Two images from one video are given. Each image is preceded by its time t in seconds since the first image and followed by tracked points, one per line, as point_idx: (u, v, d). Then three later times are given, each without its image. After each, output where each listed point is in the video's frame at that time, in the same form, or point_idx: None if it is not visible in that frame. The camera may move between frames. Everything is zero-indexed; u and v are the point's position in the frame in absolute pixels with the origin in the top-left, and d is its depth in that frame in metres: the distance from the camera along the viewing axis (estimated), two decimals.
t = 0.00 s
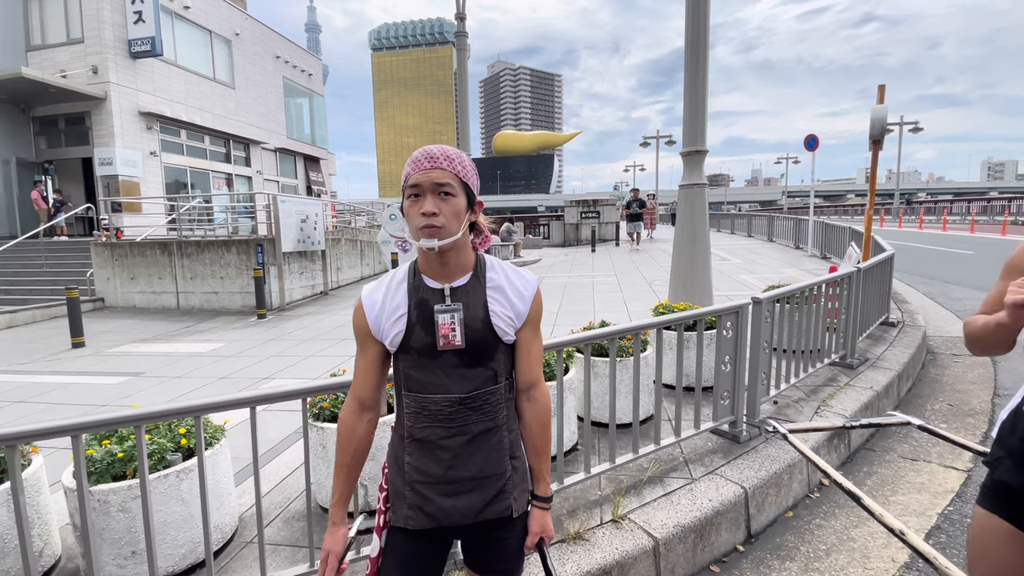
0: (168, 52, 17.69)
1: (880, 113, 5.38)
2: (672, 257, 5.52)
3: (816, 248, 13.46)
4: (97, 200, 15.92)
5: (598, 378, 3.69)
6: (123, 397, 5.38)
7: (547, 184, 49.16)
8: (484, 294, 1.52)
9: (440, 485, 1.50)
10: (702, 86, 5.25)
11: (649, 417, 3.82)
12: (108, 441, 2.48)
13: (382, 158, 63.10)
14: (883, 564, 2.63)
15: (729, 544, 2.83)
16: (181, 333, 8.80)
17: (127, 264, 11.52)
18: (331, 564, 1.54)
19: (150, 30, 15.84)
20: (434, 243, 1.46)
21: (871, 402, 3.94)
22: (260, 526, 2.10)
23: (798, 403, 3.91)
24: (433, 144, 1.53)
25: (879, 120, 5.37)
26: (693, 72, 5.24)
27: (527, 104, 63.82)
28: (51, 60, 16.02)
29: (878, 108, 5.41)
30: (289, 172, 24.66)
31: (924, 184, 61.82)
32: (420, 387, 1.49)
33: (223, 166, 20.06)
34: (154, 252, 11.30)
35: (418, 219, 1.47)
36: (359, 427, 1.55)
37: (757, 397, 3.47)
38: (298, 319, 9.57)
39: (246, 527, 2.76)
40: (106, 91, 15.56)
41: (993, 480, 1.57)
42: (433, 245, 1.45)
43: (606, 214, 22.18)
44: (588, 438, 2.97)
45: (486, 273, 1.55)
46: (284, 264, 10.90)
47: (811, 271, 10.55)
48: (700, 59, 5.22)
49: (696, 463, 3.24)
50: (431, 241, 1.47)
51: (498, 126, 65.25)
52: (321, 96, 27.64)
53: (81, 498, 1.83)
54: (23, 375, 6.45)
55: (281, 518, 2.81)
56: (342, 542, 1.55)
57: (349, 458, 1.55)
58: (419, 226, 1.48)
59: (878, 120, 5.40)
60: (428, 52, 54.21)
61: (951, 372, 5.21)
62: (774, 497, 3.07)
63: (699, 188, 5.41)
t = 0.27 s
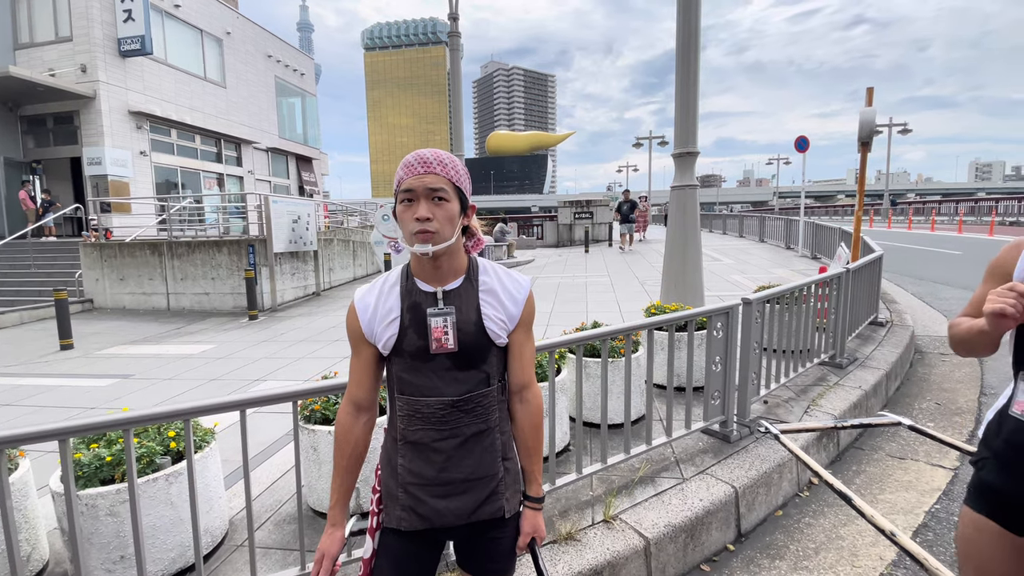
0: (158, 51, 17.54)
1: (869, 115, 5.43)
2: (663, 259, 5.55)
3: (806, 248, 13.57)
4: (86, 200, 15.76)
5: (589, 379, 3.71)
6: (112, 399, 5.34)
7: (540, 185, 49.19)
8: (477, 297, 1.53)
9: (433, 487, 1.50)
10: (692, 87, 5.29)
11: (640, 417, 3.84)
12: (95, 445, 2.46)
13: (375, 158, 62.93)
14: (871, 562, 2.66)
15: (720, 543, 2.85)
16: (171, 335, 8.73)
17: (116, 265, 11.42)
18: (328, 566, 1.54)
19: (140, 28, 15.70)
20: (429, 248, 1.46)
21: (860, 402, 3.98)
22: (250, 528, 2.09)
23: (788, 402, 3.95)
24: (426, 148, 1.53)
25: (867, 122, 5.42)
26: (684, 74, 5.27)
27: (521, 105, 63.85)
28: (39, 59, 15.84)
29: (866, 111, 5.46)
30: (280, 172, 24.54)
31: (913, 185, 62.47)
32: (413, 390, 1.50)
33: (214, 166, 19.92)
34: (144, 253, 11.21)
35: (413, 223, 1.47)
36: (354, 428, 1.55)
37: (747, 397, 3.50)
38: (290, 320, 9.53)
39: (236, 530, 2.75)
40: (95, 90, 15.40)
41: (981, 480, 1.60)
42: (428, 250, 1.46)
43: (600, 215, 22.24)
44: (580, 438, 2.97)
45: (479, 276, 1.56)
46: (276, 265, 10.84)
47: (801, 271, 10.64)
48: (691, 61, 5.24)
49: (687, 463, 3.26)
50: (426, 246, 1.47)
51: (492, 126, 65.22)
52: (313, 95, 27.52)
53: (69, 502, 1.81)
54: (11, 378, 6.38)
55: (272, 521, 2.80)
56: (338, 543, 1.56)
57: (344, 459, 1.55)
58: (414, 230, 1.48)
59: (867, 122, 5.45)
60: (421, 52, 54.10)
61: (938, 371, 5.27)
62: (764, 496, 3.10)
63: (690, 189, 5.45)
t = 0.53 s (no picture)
0: (148, 50, 17.39)
1: (859, 116, 5.47)
2: (656, 259, 5.57)
3: (798, 248, 13.65)
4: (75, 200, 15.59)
5: (582, 378, 3.71)
6: (101, 401, 5.28)
7: (534, 185, 49.23)
8: (471, 296, 1.52)
9: (427, 488, 1.49)
10: (685, 88, 5.30)
11: (633, 416, 3.85)
12: (83, 447, 2.44)
13: (368, 158, 62.73)
14: (862, 559, 2.67)
15: (713, 542, 2.86)
16: (161, 336, 8.65)
17: (105, 265, 11.31)
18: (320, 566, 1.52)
19: (129, 26, 15.55)
20: (426, 248, 1.46)
21: (851, 400, 4.01)
22: (241, 529, 2.08)
23: (780, 401, 3.97)
24: (423, 147, 1.52)
25: (858, 122, 5.46)
26: (677, 74, 5.29)
27: (514, 105, 63.86)
28: (27, 56, 15.65)
29: (857, 112, 5.50)
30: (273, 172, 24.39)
31: (902, 185, 63.06)
32: (407, 390, 1.49)
33: (205, 165, 19.77)
34: (133, 253, 11.11)
35: (410, 222, 1.46)
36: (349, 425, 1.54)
37: (739, 396, 3.52)
38: (282, 320, 9.47)
39: (227, 532, 2.73)
40: (84, 88, 15.24)
41: (968, 479, 1.61)
42: (424, 249, 1.45)
43: (593, 215, 22.28)
44: (574, 438, 2.97)
45: (474, 276, 1.55)
46: (268, 265, 10.77)
47: (793, 271, 10.70)
48: (683, 62, 5.26)
49: (680, 462, 3.27)
50: (422, 246, 1.46)
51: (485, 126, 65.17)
52: (305, 95, 27.39)
53: (56, 506, 1.79)
54: None
55: (263, 523, 2.78)
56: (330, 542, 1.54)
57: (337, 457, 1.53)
58: (411, 229, 1.47)
59: (857, 123, 5.50)
60: (414, 51, 53.97)
61: (928, 370, 5.32)
62: (756, 495, 3.11)
63: (683, 189, 5.46)
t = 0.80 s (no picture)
0: (139, 48, 17.25)
1: (850, 118, 5.51)
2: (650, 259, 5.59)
3: (790, 248, 13.74)
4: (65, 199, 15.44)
5: (576, 377, 3.72)
6: (91, 402, 5.24)
7: (528, 185, 49.24)
8: (467, 295, 1.52)
9: (422, 486, 1.49)
10: (678, 89, 5.33)
11: (627, 415, 3.86)
12: (73, 448, 2.41)
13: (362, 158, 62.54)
14: (853, 556, 2.70)
15: (706, 540, 2.88)
16: (153, 337, 8.58)
17: (96, 266, 11.21)
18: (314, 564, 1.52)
19: (120, 25, 15.42)
20: (425, 248, 1.46)
21: (842, 398, 4.05)
22: (234, 530, 2.07)
23: (772, 400, 4.00)
24: (421, 147, 1.52)
25: (848, 124, 5.50)
26: (670, 75, 5.31)
27: (508, 105, 63.87)
28: (16, 55, 15.49)
29: (847, 113, 5.55)
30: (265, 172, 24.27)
31: (893, 185, 63.59)
32: (402, 388, 1.49)
33: (197, 165, 19.65)
34: (124, 253, 11.02)
35: (409, 221, 1.46)
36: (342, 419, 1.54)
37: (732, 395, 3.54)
38: (275, 320, 9.43)
39: (220, 534, 2.72)
40: (75, 87, 15.10)
41: (958, 475, 1.63)
42: (423, 249, 1.45)
43: (587, 215, 22.33)
44: (568, 437, 2.97)
45: (469, 275, 1.55)
46: (260, 265, 10.72)
47: (785, 270, 10.78)
48: (677, 63, 5.28)
49: (673, 460, 3.29)
50: (421, 246, 1.47)
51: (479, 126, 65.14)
52: (298, 94, 27.27)
53: (46, 507, 1.77)
54: None
55: (256, 524, 2.77)
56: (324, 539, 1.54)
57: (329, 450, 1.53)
58: (410, 228, 1.47)
59: (848, 124, 5.54)
60: (408, 51, 53.86)
61: (918, 368, 5.38)
62: (749, 493, 3.13)
63: (676, 189, 5.49)
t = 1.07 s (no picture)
0: (131, 47, 17.13)
1: (842, 119, 5.55)
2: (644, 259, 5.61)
3: (782, 248, 13.82)
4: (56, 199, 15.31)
5: (571, 377, 3.74)
6: (83, 404, 5.20)
7: (523, 185, 49.25)
8: (463, 295, 1.53)
9: (418, 486, 1.50)
10: (672, 90, 5.35)
11: (621, 415, 3.88)
12: (66, 450, 2.40)
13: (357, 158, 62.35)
14: (845, 553, 2.73)
15: (699, 538, 2.89)
16: (145, 338, 8.53)
17: (88, 266, 11.13)
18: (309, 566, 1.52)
19: (112, 23, 15.31)
20: (423, 248, 1.46)
21: (834, 397, 4.08)
22: (229, 532, 2.06)
23: (765, 399, 4.02)
24: (419, 147, 1.53)
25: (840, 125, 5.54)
26: (664, 76, 5.33)
27: (503, 105, 63.88)
28: (6, 53, 15.34)
29: (839, 114, 5.59)
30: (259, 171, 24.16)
31: (885, 186, 64.06)
32: (397, 388, 1.49)
33: (190, 165, 19.54)
34: (117, 253, 10.95)
35: (407, 221, 1.47)
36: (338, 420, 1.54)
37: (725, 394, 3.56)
38: (269, 321, 9.39)
39: (214, 535, 2.71)
40: (66, 86, 14.98)
41: (947, 472, 1.66)
42: (420, 249, 1.45)
43: (582, 215, 22.38)
44: (562, 437, 2.98)
45: (465, 275, 1.56)
46: (254, 265, 10.67)
47: (778, 271, 10.84)
48: (671, 64, 5.30)
49: (667, 459, 3.31)
50: (419, 246, 1.47)
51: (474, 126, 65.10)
52: (292, 94, 27.16)
53: (39, 509, 1.76)
54: None
55: (251, 525, 2.76)
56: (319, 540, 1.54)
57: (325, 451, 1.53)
58: (408, 229, 1.47)
59: (840, 125, 5.58)
60: (403, 51, 53.75)
61: (908, 367, 5.43)
62: (742, 491, 3.15)
63: (670, 190, 5.51)
